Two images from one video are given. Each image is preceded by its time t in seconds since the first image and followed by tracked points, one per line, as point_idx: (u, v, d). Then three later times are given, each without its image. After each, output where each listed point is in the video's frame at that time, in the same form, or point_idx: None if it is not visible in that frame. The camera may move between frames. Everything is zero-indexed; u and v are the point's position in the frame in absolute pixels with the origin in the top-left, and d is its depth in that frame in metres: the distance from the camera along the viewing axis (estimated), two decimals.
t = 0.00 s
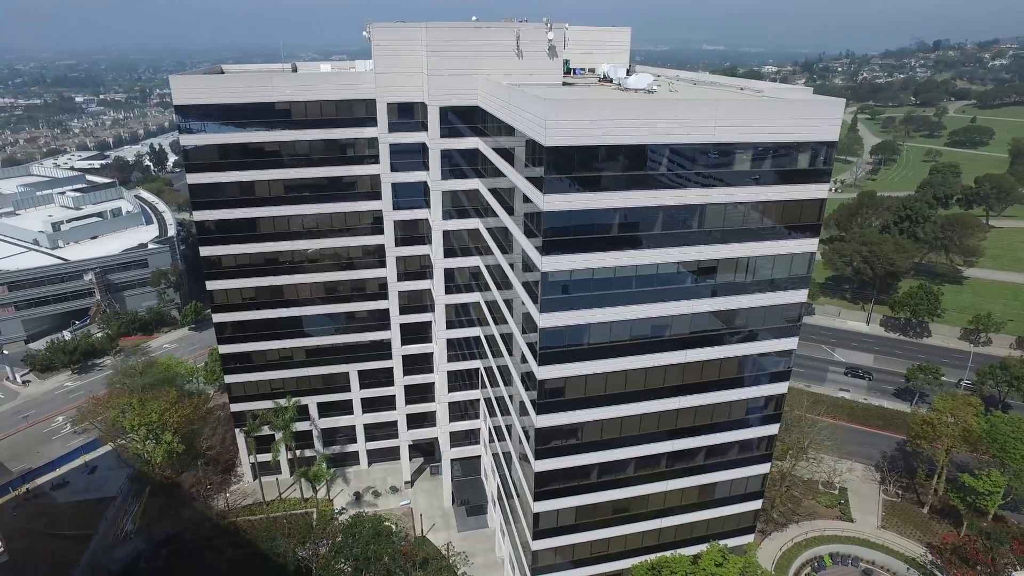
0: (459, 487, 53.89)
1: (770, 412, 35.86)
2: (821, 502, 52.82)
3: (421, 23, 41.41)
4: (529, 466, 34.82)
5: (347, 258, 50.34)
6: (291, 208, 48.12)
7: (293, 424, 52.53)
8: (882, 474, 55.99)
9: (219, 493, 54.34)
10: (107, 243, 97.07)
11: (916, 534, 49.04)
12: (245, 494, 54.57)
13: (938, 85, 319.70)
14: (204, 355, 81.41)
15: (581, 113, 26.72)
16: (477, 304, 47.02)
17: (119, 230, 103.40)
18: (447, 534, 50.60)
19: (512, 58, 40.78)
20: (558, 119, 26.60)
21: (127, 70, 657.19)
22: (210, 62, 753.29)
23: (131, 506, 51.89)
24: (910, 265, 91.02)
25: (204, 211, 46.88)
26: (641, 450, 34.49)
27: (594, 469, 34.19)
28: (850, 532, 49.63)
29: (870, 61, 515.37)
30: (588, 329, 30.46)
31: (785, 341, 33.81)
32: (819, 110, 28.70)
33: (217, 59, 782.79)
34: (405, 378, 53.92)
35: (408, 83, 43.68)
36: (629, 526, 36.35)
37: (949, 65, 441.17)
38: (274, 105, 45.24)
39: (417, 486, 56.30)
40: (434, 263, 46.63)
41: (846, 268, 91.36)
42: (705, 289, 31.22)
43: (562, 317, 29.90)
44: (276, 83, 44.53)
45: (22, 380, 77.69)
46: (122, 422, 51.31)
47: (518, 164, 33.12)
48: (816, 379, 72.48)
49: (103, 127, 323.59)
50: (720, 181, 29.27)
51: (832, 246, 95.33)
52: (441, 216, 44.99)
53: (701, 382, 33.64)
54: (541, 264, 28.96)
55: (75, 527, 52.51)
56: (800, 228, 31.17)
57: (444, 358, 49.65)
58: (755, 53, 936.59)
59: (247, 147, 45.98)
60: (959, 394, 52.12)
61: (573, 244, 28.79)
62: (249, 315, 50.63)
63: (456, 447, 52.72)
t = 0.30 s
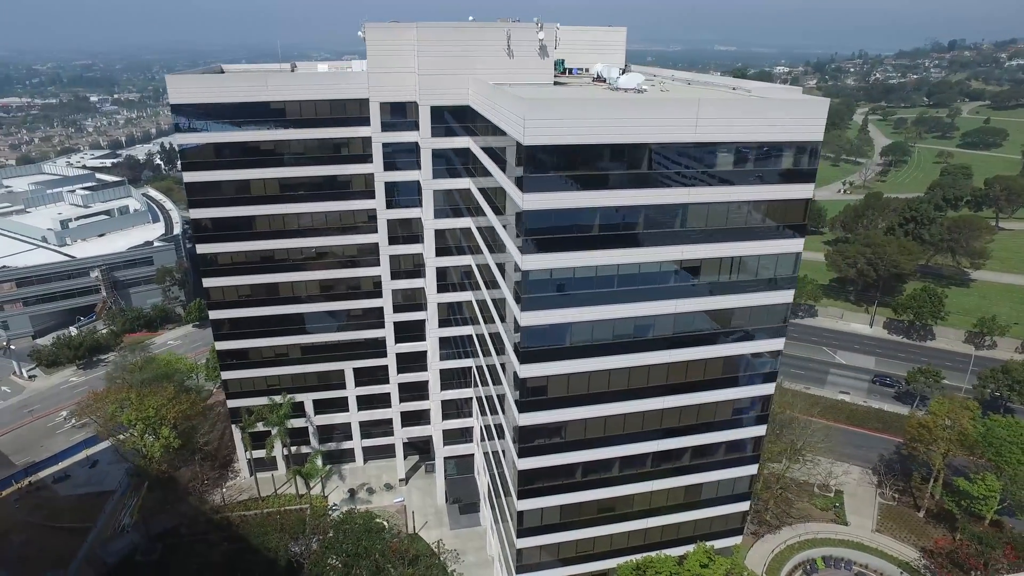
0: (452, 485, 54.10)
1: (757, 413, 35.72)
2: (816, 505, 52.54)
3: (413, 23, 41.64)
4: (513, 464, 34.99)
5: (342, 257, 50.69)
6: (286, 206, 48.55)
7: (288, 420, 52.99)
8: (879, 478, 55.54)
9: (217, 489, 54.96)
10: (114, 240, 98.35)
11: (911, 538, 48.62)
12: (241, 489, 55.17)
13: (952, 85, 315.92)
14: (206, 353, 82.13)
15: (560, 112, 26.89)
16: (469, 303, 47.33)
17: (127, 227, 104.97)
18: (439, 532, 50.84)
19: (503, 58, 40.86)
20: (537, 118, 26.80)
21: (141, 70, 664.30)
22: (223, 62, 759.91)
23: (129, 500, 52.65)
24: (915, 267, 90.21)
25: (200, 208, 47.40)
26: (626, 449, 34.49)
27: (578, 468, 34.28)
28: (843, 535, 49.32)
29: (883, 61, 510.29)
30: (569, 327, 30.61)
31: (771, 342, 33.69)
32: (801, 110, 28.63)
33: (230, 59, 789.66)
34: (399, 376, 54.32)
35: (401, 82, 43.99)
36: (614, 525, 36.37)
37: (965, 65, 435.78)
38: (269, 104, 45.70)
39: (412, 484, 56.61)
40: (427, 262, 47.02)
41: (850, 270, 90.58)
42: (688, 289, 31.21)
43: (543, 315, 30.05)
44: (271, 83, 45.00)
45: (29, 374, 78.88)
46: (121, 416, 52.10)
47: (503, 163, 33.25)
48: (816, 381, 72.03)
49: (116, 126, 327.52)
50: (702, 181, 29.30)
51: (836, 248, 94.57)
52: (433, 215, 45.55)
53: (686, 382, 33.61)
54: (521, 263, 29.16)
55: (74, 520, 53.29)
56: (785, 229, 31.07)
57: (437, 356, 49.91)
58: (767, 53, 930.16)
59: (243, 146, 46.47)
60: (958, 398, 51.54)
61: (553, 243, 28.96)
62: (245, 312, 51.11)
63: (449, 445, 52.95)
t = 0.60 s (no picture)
0: (449, 483, 54.36)
1: (748, 415, 35.50)
2: (814, 508, 52.07)
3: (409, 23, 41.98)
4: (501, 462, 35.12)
5: (340, 255, 51.14)
6: (286, 204, 49.09)
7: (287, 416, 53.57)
8: (881, 482, 54.87)
9: (217, 483, 55.74)
10: (125, 238, 99.79)
11: (910, 544, 48.01)
12: (241, 483, 55.89)
13: (972, 86, 310.61)
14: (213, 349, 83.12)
15: (542, 111, 26.99)
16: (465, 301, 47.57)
17: (139, 225, 106.65)
18: (434, 529, 51.10)
19: (497, 57, 41.04)
20: (519, 117, 26.94)
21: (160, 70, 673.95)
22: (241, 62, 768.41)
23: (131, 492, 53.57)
24: (924, 270, 89.01)
25: (201, 206, 48.10)
26: (614, 448, 34.47)
27: (565, 466, 34.33)
28: (841, 540, 48.84)
29: (902, 62, 503.22)
30: (554, 326, 30.70)
31: (760, 343, 33.49)
32: (787, 109, 28.50)
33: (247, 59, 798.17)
34: (397, 373, 54.57)
35: (397, 82, 44.34)
36: (603, 525, 36.38)
37: (987, 65, 428.13)
38: (269, 104, 46.30)
39: (409, 481, 56.96)
40: (423, 260, 47.31)
41: (858, 272, 89.47)
42: (674, 289, 31.11)
43: (527, 314, 30.17)
44: (270, 83, 45.60)
45: (40, 368, 80.35)
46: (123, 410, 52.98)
47: (491, 161, 33.41)
48: (820, 384, 71.34)
49: (134, 125, 332.44)
50: (687, 180, 29.27)
51: (844, 250, 93.52)
52: (428, 214, 45.74)
53: (674, 382, 33.49)
54: (504, 261, 29.32)
55: (78, 511, 54.29)
56: (772, 228, 30.92)
57: (433, 354, 50.08)
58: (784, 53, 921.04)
59: (243, 145, 47.10)
60: (960, 402, 50.68)
61: (537, 242, 29.06)
62: (245, 308, 51.74)
63: (446, 443, 53.16)
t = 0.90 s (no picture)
0: (446, 480, 54.70)
1: (738, 417, 35.29)
2: (813, 512, 51.56)
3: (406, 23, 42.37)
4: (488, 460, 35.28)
5: (340, 252, 51.67)
6: (286, 202, 49.67)
7: (286, 411, 54.14)
8: (882, 488, 54.18)
9: (219, 476, 56.66)
10: (138, 234, 101.33)
11: (909, 550, 47.37)
12: (242, 477, 56.83)
13: (996, 88, 304.63)
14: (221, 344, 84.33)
15: (525, 110, 27.17)
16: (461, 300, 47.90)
17: (151, 222, 108.36)
18: (430, 526, 51.44)
19: (494, 57, 41.25)
20: (502, 116, 27.14)
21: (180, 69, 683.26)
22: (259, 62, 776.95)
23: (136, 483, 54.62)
24: (936, 274, 87.64)
25: (204, 203, 48.85)
26: (602, 448, 34.49)
27: (553, 465, 34.41)
28: (839, 544, 48.33)
29: (924, 62, 495.25)
30: (540, 325, 30.82)
31: (749, 345, 33.34)
32: (774, 109, 28.48)
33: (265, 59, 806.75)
34: (395, 371, 54.74)
35: (395, 82, 44.72)
36: (591, 524, 36.40)
37: (1011, 66, 419.79)
38: (270, 103, 46.96)
39: (408, 478, 57.38)
40: (420, 258, 47.60)
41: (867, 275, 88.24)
42: (662, 289, 31.08)
43: (512, 312, 30.30)
44: (271, 82, 46.26)
45: (54, 361, 82.04)
46: (127, 403, 54.08)
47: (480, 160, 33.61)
48: (825, 388, 70.60)
49: (154, 124, 337.68)
50: (673, 180, 29.27)
51: (854, 253, 92.36)
52: (425, 212, 46.00)
53: (662, 382, 33.43)
54: (490, 259, 29.46)
55: (84, 502, 55.47)
56: (761, 230, 30.80)
57: (431, 352, 50.35)
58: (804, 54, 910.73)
59: (244, 143, 47.79)
60: (963, 408, 49.82)
61: (522, 240, 29.23)
62: (247, 304, 52.44)
63: (443, 440, 53.42)
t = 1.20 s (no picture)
0: (443, 478, 55.00)
1: (727, 418, 35.10)
2: (811, 516, 51.08)
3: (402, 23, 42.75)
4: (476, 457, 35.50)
5: (340, 250, 52.22)
6: (286, 200, 50.28)
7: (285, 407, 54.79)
8: (883, 493, 53.48)
9: (220, 470, 57.50)
10: (150, 231, 102.89)
11: (907, 556, 46.74)
12: (243, 471, 57.65)
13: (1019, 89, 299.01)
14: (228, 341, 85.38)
15: (508, 109, 27.37)
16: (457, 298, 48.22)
17: (164, 219, 109.98)
18: (426, 523, 51.76)
19: (489, 57, 41.45)
20: (485, 115, 27.35)
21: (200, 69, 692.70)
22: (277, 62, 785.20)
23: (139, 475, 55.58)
24: (947, 277, 86.38)
25: (206, 201, 49.59)
26: (589, 447, 34.54)
27: (540, 463, 34.54)
28: (835, 549, 47.85)
29: (945, 63, 487.62)
30: (524, 323, 31.01)
31: (737, 346, 33.21)
32: (759, 108, 28.45)
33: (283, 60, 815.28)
34: (393, 369, 55.09)
35: (392, 81, 45.11)
36: (578, 523, 36.45)
37: None
38: (271, 102, 47.61)
39: (405, 475, 57.83)
40: (416, 256, 47.98)
41: (876, 278, 87.09)
42: (647, 289, 31.12)
43: (496, 310, 30.56)
44: (271, 81, 46.91)
45: (66, 355, 83.75)
46: (131, 397, 54.92)
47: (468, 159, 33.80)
48: (829, 391, 69.87)
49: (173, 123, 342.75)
50: (657, 179, 29.34)
51: (863, 255, 91.21)
52: (421, 211, 46.33)
53: (649, 382, 33.41)
54: (473, 257, 29.69)
55: (90, 493, 56.69)
56: (747, 230, 30.74)
57: (427, 350, 50.70)
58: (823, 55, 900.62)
59: (245, 142, 48.46)
60: (966, 413, 49.01)
61: (506, 239, 29.44)
62: (248, 301, 53.15)
63: (440, 437, 53.72)
